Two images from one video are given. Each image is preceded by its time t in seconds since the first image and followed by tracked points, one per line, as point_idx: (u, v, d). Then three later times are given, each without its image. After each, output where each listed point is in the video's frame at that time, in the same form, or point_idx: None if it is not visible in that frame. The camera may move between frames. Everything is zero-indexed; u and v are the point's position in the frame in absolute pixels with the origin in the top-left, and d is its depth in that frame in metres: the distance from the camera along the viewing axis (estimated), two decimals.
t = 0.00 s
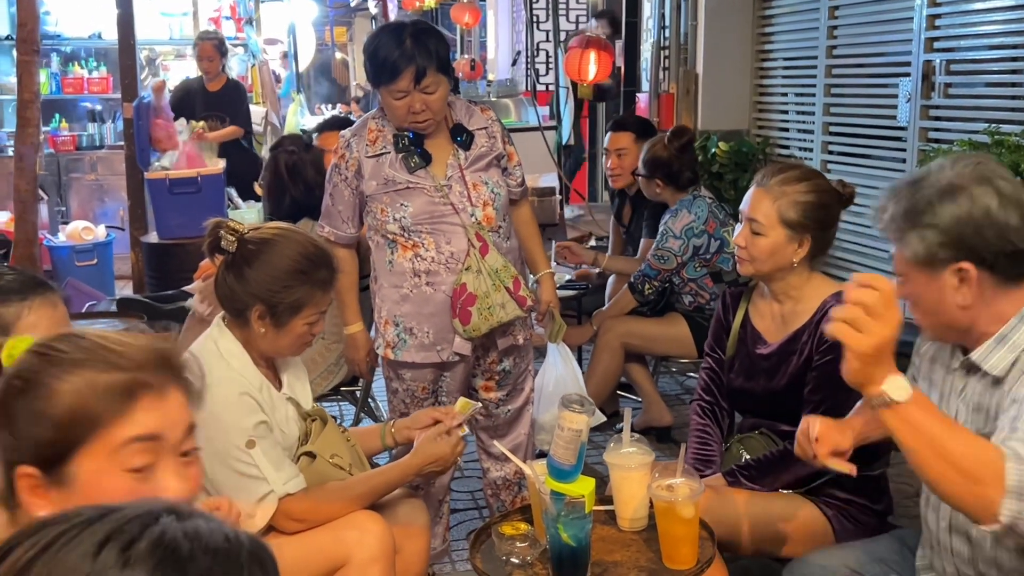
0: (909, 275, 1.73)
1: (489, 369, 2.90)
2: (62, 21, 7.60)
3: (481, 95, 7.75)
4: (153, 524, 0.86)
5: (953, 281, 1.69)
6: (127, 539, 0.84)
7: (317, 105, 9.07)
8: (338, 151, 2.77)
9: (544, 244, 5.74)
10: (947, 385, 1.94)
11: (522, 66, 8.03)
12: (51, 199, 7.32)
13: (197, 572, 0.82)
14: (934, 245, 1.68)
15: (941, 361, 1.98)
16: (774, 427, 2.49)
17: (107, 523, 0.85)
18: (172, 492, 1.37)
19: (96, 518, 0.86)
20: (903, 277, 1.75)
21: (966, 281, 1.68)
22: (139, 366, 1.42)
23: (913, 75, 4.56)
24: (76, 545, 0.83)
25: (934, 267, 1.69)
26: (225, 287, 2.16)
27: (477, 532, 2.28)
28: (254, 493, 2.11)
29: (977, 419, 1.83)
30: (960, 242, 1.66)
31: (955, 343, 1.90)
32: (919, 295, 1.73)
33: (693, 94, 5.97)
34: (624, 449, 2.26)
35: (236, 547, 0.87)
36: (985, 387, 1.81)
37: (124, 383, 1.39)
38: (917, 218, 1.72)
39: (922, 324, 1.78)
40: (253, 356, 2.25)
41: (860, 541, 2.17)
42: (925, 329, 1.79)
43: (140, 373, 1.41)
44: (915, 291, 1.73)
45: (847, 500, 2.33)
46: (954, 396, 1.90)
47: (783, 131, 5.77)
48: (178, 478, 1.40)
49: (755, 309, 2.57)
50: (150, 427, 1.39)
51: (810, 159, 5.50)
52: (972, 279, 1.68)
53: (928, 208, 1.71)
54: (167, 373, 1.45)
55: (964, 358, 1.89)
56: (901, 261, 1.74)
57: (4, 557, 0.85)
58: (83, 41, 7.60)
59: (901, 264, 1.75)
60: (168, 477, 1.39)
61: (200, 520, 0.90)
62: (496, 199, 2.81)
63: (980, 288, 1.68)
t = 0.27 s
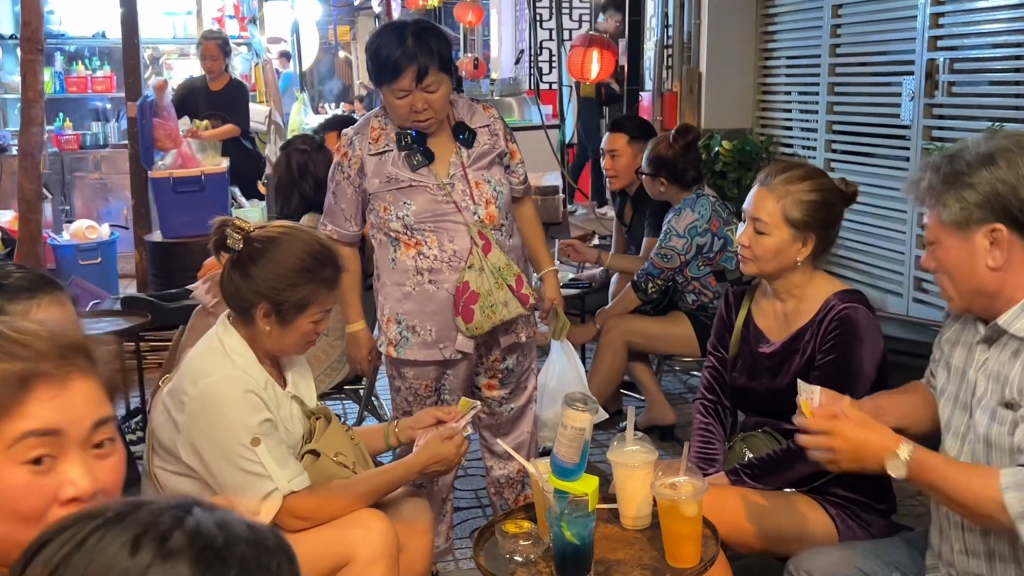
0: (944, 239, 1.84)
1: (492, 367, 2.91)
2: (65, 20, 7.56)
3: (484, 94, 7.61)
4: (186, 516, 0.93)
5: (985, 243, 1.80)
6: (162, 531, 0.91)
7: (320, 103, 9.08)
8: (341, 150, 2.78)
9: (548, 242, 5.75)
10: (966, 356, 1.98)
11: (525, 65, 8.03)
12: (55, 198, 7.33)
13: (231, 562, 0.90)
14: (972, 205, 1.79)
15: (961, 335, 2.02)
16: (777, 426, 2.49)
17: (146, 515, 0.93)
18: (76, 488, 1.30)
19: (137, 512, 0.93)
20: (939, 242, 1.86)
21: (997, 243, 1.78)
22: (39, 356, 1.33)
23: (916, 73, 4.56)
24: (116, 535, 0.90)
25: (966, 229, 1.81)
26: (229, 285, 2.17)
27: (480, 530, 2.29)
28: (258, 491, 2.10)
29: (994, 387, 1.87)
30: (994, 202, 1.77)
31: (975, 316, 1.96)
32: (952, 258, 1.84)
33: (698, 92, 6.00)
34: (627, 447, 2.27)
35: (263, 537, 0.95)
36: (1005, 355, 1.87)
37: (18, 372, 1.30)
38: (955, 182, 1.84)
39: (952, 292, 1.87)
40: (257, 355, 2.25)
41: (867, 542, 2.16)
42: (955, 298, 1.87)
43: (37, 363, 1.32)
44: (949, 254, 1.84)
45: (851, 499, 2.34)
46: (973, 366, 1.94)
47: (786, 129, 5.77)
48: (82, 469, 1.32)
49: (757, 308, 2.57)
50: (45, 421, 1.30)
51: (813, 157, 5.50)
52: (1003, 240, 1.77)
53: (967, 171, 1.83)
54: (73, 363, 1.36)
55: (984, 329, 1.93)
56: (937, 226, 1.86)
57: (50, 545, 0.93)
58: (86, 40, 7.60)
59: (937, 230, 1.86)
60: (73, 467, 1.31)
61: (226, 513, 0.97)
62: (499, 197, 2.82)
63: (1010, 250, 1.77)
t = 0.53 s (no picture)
0: (937, 231, 1.85)
1: (494, 365, 2.91)
2: (68, 19, 7.67)
3: (486, 92, 7.44)
4: (209, 521, 0.93)
5: (977, 232, 1.81)
6: (185, 535, 0.91)
7: (322, 102, 9.08)
8: (342, 147, 2.78)
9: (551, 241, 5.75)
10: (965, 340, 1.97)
11: (527, 64, 8.03)
12: (58, 196, 7.33)
13: (255, 563, 0.91)
14: (962, 196, 1.81)
15: (960, 320, 2.01)
16: (780, 424, 2.49)
17: (167, 516, 0.93)
18: (37, 480, 1.25)
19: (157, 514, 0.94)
20: (932, 237, 1.87)
21: (990, 230, 1.80)
22: None
23: (919, 72, 4.56)
24: (141, 538, 0.91)
25: (957, 221, 1.82)
26: (231, 283, 2.17)
27: (483, 527, 2.29)
28: (262, 489, 2.10)
29: (994, 368, 1.87)
30: (983, 192, 1.79)
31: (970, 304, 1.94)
32: (947, 250, 1.84)
33: (699, 91, 5.95)
34: (629, 445, 2.27)
35: (285, 540, 0.95)
36: (1004, 338, 1.86)
37: None
38: (943, 176, 1.85)
39: (949, 285, 1.87)
40: (260, 353, 2.25)
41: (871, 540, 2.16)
42: (953, 291, 1.88)
43: None
44: (943, 246, 1.85)
45: (853, 496, 2.34)
46: (971, 349, 1.93)
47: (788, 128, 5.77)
48: (42, 462, 1.27)
49: (760, 306, 2.57)
50: (6, 416, 1.23)
51: (816, 155, 5.50)
52: (995, 227, 1.79)
53: (954, 165, 1.84)
54: (26, 352, 1.30)
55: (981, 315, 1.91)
56: (930, 220, 1.86)
57: (70, 546, 0.93)
58: (89, 39, 7.60)
59: (929, 226, 1.87)
60: (31, 461, 1.26)
61: (248, 514, 0.98)
62: (500, 194, 2.82)
63: (1003, 238, 1.79)
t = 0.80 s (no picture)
0: (921, 245, 1.85)
1: (495, 364, 2.91)
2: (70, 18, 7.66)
3: (488, 91, 7.41)
4: (192, 532, 0.93)
5: (961, 242, 1.80)
6: (169, 547, 0.91)
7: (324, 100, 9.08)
8: (343, 147, 2.78)
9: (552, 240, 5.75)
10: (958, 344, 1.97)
11: (529, 62, 8.03)
12: (60, 195, 7.34)
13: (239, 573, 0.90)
14: (943, 209, 1.81)
15: (956, 324, 2.01)
16: (780, 423, 2.49)
17: (150, 530, 0.94)
18: (68, 480, 1.31)
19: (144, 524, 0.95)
20: (916, 249, 1.87)
21: (973, 240, 1.79)
22: (28, 350, 1.34)
23: (920, 70, 4.55)
24: (123, 552, 0.91)
25: (939, 233, 1.82)
26: (232, 284, 2.17)
27: (484, 527, 2.29)
28: (263, 489, 2.11)
29: (984, 372, 1.85)
30: (964, 204, 1.79)
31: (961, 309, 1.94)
32: (933, 262, 1.84)
33: (701, 90, 6.00)
34: (630, 445, 2.27)
35: (271, 549, 0.95)
36: (995, 343, 1.85)
37: (10, 367, 1.30)
38: (922, 192, 1.85)
39: (940, 295, 1.87)
40: (260, 352, 2.25)
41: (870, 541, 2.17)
42: (946, 302, 1.88)
43: (28, 357, 1.33)
44: (928, 258, 1.84)
45: (853, 496, 2.34)
46: (964, 353, 1.93)
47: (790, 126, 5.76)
48: (71, 463, 1.33)
49: (761, 305, 2.56)
50: (39, 419, 1.31)
51: (818, 154, 5.50)
52: (979, 237, 1.78)
53: (932, 180, 1.85)
54: (57, 356, 1.37)
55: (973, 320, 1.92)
56: (913, 233, 1.86)
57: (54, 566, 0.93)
58: (90, 37, 7.60)
59: (911, 237, 1.87)
60: (62, 461, 1.33)
61: (235, 523, 0.98)
62: (501, 193, 2.81)
63: (986, 246, 1.78)
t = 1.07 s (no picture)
0: (908, 249, 1.85)
1: (495, 363, 2.91)
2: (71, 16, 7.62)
3: (489, 88, 7.47)
4: (193, 537, 0.94)
5: (947, 251, 1.80)
6: (171, 554, 0.91)
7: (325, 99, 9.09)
8: (343, 147, 2.78)
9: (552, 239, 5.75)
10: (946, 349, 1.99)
11: (529, 60, 8.04)
12: (60, 194, 7.36)
13: None
14: (929, 217, 1.81)
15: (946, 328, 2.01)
16: (778, 422, 2.50)
17: (152, 537, 0.94)
18: (100, 480, 1.33)
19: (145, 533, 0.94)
20: (906, 254, 1.86)
21: (959, 250, 1.79)
22: (67, 351, 1.36)
23: (921, 68, 4.55)
24: (126, 558, 0.91)
25: (927, 239, 1.82)
26: (232, 284, 2.17)
27: (484, 525, 2.29)
28: (262, 488, 2.11)
29: (972, 382, 1.86)
30: (952, 213, 1.78)
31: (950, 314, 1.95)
32: (919, 268, 1.85)
33: (701, 88, 5.99)
34: (630, 443, 2.27)
35: (272, 551, 0.96)
36: (981, 352, 1.86)
37: (50, 367, 1.33)
38: (910, 197, 1.85)
39: (926, 299, 1.88)
40: (260, 352, 2.25)
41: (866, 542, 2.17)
42: (931, 306, 1.88)
43: (67, 357, 1.35)
44: (915, 263, 1.85)
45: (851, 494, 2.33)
46: (952, 360, 1.94)
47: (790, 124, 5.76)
48: (104, 464, 1.35)
49: (761, 304, 2.56)
50: (77, 420, 1.33)
51: (818, 152, 5.50)
52: (965, 248, 1.79)
53: (920, 185, 1.84)
54: (95, 358, 1.40)
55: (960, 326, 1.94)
56: (901, 238, 1.87)
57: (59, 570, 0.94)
58: (90, 36, 7.60)
59: (899, 242, 1.87)
60: (95, 463, 1.34)
61: (235, 527, 0.98)
62: (501, 192, 2.81)
63: (973, 256, 1.78)
